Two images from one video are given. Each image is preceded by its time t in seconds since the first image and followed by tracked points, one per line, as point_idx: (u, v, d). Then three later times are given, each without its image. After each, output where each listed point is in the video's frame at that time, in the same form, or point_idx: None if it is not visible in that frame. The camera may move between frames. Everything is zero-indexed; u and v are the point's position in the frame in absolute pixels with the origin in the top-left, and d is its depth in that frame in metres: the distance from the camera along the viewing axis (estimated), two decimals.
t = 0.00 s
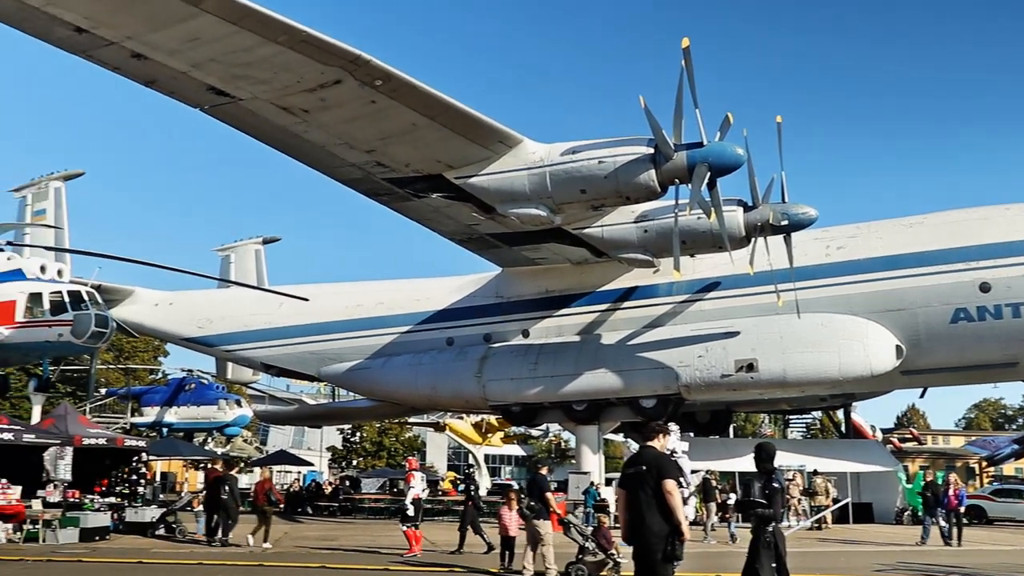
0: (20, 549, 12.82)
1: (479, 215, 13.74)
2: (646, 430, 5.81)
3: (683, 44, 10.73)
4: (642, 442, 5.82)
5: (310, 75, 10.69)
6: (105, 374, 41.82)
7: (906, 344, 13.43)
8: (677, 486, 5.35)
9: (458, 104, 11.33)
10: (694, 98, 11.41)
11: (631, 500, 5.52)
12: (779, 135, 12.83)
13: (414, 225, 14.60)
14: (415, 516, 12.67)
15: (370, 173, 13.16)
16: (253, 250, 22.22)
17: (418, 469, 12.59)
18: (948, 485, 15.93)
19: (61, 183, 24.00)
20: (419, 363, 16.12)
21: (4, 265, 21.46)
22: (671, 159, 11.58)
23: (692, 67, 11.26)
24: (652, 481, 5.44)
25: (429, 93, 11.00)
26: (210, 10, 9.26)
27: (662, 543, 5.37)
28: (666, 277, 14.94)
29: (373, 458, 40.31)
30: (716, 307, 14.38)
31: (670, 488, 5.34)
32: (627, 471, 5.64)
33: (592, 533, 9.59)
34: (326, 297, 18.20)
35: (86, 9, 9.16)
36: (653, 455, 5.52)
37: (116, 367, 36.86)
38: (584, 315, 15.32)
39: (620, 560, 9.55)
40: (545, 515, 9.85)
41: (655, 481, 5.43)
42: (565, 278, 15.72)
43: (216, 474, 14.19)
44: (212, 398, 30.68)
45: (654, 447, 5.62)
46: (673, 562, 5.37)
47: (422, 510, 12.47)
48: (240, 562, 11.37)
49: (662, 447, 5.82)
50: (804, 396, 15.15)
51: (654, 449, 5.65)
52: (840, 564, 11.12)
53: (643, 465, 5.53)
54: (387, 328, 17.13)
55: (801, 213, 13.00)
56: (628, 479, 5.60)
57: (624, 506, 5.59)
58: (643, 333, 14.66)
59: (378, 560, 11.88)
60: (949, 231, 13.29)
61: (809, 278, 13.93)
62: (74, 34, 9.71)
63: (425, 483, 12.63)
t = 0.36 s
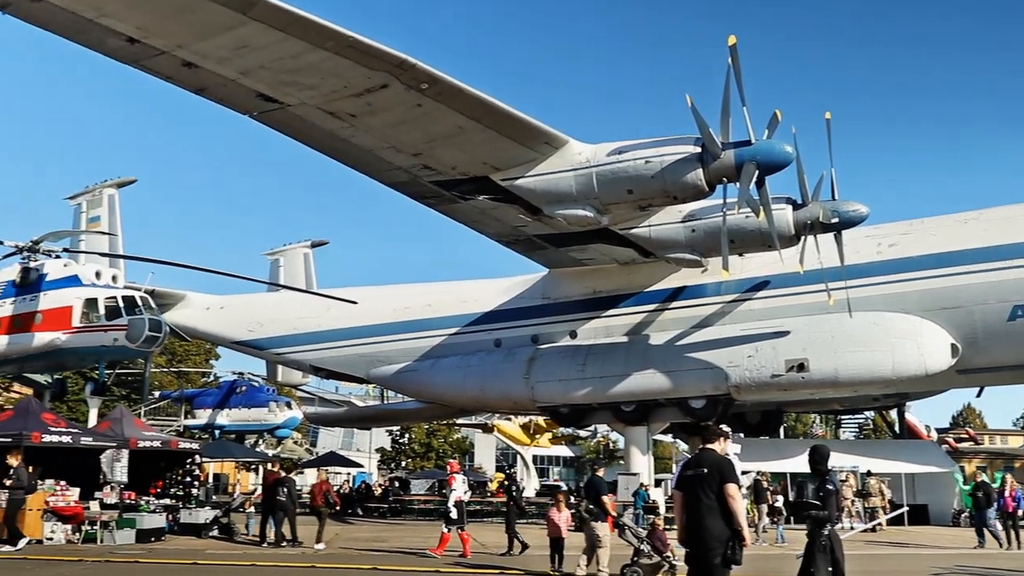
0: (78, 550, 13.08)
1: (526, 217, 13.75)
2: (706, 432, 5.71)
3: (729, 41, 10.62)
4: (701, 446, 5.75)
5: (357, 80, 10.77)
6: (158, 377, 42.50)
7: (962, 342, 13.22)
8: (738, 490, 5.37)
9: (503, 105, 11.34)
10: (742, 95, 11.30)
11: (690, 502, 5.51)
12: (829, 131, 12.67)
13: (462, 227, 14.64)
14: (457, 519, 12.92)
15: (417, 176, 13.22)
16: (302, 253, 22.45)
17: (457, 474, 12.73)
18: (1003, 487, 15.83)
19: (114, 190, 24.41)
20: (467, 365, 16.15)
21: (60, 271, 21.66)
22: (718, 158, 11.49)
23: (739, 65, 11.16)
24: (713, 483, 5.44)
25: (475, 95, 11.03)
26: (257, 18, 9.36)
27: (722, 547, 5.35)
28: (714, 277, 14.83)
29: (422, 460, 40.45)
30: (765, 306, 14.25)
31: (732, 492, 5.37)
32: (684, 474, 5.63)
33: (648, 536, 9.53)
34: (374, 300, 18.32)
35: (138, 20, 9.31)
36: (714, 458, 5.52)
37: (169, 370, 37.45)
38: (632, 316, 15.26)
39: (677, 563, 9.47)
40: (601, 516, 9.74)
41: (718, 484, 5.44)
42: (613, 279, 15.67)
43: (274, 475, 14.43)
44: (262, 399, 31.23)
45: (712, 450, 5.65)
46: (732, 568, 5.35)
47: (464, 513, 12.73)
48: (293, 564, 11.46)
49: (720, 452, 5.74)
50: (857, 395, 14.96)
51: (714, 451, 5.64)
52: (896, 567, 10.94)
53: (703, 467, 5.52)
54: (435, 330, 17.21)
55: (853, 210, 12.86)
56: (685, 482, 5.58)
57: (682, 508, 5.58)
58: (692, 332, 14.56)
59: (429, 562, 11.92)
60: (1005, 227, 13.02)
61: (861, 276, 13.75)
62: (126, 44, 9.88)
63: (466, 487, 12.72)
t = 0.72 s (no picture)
0: (135, 553, 13.30)
1: (572, 218, 13.73)
2: (765, 438, 5.93)
3: (775, 39, 10.51)
4: (760, 449, 5.93)
5: (402, 85, 10.83)
6: (209, 380, 43.07)
7: (1018, 341, 12.96)
8: (799, 496, 5.53)
9: (548, 108, 11.33)
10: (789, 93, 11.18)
11: (748, 507, 5.63)
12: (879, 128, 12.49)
13: (508, 229, 14.66)
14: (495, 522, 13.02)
15: (463, 179, 13.25)
16: (349, 257, 22.65)
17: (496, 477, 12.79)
18: None
19: (165, 197, 24.77)
20: (514, 367, 16.16)
21: (114, 277, 22.15)
22: (766, 157, 11.39)
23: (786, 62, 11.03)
24: (773, 489, 5.59)
25: (520, 98, 11.03)
26: (304, 25, 9.44)
27: (782, 552, 5.49)
28: (763, 277, 14.69)
29: (470, 461, 40.53)
30: (815, 306, 14.08)
31: (793, 498, 5.52)
32: (742, 479, 5.76)
33: (703, 538, 9.64)
34: (421, 303, 18.41)
35: (187, 30, 9.43)
36: (773, 463, 5.67)
37: (220, 374, 37.93)
38: (679, 316, 15.17)
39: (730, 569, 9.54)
40: (656, 520, 9.64)
41: (778, 490, 5.58)
42: (660, 279, 15.58)
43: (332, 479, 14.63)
44: (311, 402, 31.43)
45: (771, 454, 5.80)
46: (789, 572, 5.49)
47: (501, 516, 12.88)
48: (344, 567, 11.54)
49: (780, 453, 5.91)
50: (911, 395, 14.72)
51: (773, 454, 5.82)
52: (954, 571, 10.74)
53: (762, 472, 5.66)
54: (482, 333, 17.25)
55: (903, 208, 12.68)
56: (743, 487, 5.73)
57: (739, 513, 5.71)
58: (741, 333, 14.44)
59: (478, 565, 11.93)
60: None
61: (913, 274, 13.55)
62: (175, 54, 10.02)
63: (505, 490, 12.86)
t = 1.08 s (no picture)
0: (187, 555, 13.47)
1: (616, 219, 13.69)
2: (817, 441, 5.86)
3: (821, 36, 10.38)
4: (812, 452, 5.86)
5: (446, 89, 10.87)
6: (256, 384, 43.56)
7: None
8: (856, 502, 5.45)
9: (592, 110, 11.30)
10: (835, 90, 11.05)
11: (803, 511, 5.58)
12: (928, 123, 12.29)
13: (552, 231, 14.64)
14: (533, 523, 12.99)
15: (507, 182, 13.26)
16: (394, 261, 22.80)
17: (535, 478, 12.73)
18: None
19: (212, 203, 25.08)
20: (560, 368, 16.13)
21: (164, 283, 22.43)
22: (812, 155, 11.26)
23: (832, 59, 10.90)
24: (830, 494, 5.52)
25: (564, 101, 11.02)
26: (348, 32, 9.50)
27: (839, 559, 5.43)
28: (810, 276, 14.54)
29: (516, 463, 40.55)
30: (864, 305, 13.90)
31: (850, 503, 5.45)
32: (795, 483, 5.70)
33: (754, 542, 9.44)
34: (466, 305, 18.46)
35: (233, 39, 9.54)
36: (828, 468, 5.60)
37: (267, 378, 38.31)
38: (726, 317, 15.06)
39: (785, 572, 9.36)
40: (706, 523, 9.57)
41: (834, 495, 5.51)
42: (706, 279, 15.47)
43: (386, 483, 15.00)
44: (357, 405, 31.68)
45: (824, 458, 5.73)
46: None
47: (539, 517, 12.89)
48: (392, 569, 11.58)
49: (833, 457, 5.83)
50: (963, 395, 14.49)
51: (825, 459, 5.75)
52: None
53: (817, 477, 5.59)
54: (528, 335, 17.25)
55: (954, 204, 12.47)
56: (797, 492, 5.67)
57: (793, 517, 5.66)
58: (788, 333, 14.29)
59: (526, 568, 11.92)
60: None
61: (965, 272, 13.33)
62: (222, 63, 10.14)
63: (543, 492, 12.83)
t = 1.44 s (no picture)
0: (236, 557, 13.63)
1: (660, 220, 13.62)
2: (868, 445, 5.77)
3: (866, 31, 10.24)
4: (863, 457, 5.77)
5: (488, 92, 10.88)
6: (303, 386, 44.00)
7: None
8: (910, 508, 5.38)
9: (634, 110, 11.26)
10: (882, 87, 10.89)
11: (855, 515, 5.51)
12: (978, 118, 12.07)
13: (595, 232, 14.61)
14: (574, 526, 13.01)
15: (550, 183, 13.25)
16: (438, 264, 22.97)
17: (573, 480, 12.72)
18: None
19: (258, 208, 25.35)
20: (605, 369, 16.07)
21: (212, 288, 22.79)
22: (858, 153, 11.14)
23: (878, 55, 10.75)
24: (883, 499, 5.45)
25: (606, 102, 10.98)
26: (391, 38, 9.55)
27: (892, 564, 5.36)
28: (858, 274, 14.35)
29: (561, 464, 40.52)
30: (913, 304, 13.66)
31: (904, 509, 5.37)
32: (846, 488, 5.64)
33: (808, 546, 9.33)
34: (510, 307, 18.47)
35: (277, 47, 9.63)
36: (881, 473, 5.53)
37: (314, 381, 38.63)
38: (773, 316, 14.90)
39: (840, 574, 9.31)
40: (757, 527, 9.47)
41: (887, 500, 5.44)
42: (751, 279, 15.33)
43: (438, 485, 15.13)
44: (402, 407, 31.66)
45: (876, 462, 5.65)
46: None
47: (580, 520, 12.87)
48: (439, 572, 11.62)
49: (885, 461, 5.75)
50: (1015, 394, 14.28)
51: (877, 462, 5.67)
52: None
53: (870, 481, 5.53)
54: (572, 336, 17.23)
55: (1006, 200, 12.24)
56: (849, 496, 5.61)
57: (845, 521, 5.60)
58: (836, 333, 14.12)
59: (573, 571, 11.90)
60: None
61: (1017, 269, 13.10)
62: (266, 71, 10.24)
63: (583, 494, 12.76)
